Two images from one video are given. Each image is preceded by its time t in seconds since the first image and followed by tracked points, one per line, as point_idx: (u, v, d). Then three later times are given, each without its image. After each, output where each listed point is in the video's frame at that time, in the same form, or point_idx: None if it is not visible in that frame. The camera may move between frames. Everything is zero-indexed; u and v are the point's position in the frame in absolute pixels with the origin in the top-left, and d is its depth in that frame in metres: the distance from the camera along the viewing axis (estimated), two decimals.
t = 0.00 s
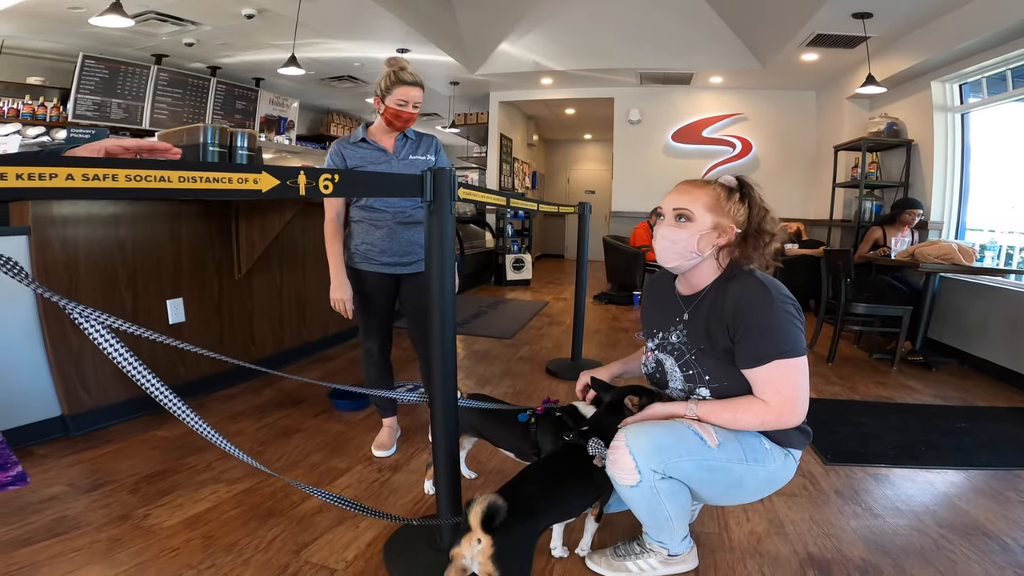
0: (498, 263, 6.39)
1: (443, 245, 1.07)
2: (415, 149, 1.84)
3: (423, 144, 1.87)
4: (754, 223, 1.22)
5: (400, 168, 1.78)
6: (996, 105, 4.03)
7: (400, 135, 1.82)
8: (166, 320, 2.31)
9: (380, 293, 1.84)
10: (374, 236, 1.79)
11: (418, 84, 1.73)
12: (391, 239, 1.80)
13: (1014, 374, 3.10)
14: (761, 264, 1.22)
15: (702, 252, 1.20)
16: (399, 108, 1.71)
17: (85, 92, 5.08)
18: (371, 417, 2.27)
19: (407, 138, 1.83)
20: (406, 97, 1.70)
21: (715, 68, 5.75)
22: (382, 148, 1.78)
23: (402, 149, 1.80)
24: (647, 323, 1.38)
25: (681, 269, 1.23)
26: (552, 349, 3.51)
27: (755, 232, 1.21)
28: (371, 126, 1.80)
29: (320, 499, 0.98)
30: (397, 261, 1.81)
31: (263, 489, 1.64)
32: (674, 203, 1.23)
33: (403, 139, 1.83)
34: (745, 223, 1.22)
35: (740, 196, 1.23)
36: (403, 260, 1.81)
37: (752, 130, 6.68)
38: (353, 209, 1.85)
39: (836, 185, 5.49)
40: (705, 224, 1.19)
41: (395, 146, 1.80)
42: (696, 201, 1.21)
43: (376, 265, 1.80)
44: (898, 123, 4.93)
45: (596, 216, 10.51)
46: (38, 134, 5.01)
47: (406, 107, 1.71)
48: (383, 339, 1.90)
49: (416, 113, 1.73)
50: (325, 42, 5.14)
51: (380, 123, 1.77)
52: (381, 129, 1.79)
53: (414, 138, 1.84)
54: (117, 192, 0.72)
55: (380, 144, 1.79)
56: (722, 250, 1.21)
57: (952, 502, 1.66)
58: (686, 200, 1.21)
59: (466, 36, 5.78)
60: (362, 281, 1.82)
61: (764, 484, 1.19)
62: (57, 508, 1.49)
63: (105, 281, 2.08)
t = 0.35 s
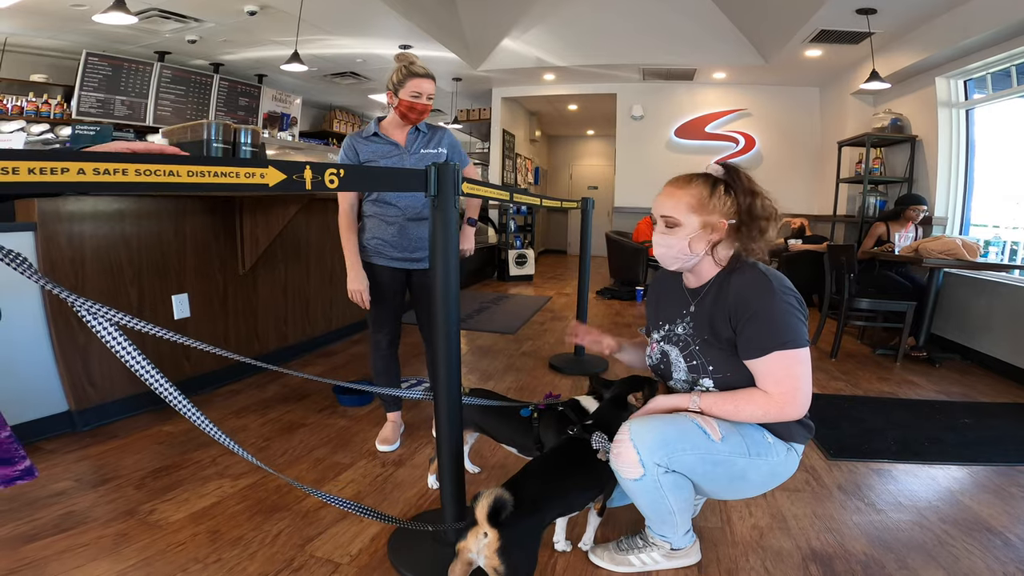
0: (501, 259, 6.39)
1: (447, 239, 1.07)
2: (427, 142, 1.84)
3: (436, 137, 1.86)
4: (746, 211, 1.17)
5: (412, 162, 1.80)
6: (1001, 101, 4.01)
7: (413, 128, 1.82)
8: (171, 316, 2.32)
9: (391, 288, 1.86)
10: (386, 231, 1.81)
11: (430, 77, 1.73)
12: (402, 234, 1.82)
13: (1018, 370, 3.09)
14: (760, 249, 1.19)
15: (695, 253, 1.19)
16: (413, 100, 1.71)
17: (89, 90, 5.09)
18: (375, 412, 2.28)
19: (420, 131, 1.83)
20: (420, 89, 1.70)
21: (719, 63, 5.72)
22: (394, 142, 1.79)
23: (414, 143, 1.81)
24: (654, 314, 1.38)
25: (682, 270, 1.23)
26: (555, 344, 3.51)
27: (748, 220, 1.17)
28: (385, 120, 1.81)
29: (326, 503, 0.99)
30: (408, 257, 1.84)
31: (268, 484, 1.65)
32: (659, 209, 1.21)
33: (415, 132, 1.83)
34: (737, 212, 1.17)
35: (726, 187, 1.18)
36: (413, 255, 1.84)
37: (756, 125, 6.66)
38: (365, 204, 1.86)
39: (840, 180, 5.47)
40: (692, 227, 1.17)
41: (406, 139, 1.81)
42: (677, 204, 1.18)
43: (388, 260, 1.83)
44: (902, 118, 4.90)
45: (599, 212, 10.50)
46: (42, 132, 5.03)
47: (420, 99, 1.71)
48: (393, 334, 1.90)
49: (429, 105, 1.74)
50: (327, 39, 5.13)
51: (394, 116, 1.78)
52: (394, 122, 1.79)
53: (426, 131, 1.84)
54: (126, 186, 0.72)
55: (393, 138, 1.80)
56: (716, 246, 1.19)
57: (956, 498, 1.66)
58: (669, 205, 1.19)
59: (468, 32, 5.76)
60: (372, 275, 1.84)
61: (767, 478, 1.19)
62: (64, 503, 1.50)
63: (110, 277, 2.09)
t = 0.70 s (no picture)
0: (502, 256, 6.40)
1: (448, 235, 1.07)
2: (432, 139, 1.85)
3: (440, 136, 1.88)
4: (724, 202, 1.15)
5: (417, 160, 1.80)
6: (1001, 96, 4.00)
7: (417, 126, 1.82)
8: (173, 316, 2.32)
9: (394, 285, 1.86)
10: (390, 225, 1.82)
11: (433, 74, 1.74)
12: (406, 228, 1.82)
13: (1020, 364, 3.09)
14: (748, 230, 1.19)
15: (695, 257, 1.16)
16: (418, 95, 1.71)
17: (88, 90, 5.09)
18: (378, 409, 2.28)
19: (424, 129, 1.84)
20: (425, 84, 1.71)
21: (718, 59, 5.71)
22: (399, 140, 1.79)
23: (419, 141, 1.82)
24: (657, 308, 1.38)
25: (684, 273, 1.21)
26: (557, 341, 3.51)
27: (729, 210, 1.16)
28: (388, 116, 1.81)
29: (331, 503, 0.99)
30: (412, 252, 1.84)
31: (272, 482, 1.65)
32: (644, 225, 1.17)
33: (420, 130, 1.83)
34: (716, 206, 1.15)
35: (699, 187, 1.14)
36: (417, 251, 1.85)
37: (756, 121, 6.64)
38: (370, 200, 1.88)
39: (841, 175, 5.47)
40: (683, 234, 1.14)
41: (411, 136, 1.81)
42: (661, 216, 1.14)
43: (392, 256, 1.83)
44: (903, 113, 4.88)
45: (599, 208, 10.50)
46: (42, 132, 5.03)
47: (426, 94, 1.72)
48: (397, 332, 1.90)
49: (435, 101, 1.74)
50: (326, 37, 5.12)
51: (398, 114, 1.77)
52: (398, 119, 1.79)
53: (430, 129, 1.85)
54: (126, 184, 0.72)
55: (397, 135, 1.79)
56: (710, 243, 1.16)
57: (960, 492, 1.66)
58: (653, 220, 1.15)
59: (467, 30, 5.75)
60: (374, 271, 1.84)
61: (771, 473, 1.19)
62: (70, 502, 1.50)
63: (112, 277, 2.09)
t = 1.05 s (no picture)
0: (505, 257, 6.40)
1: (453, 239, 1.07)
2: (445, 146, 1.87)
3: (454, 142, 1.91)
4: (719, 210, 1.13)
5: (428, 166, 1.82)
6: (1005, 96, 3.99)
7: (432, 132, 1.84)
8: (178, 318, 2.33)
9: (397, 286, 1.86)
10: (393, 225, 1.82)
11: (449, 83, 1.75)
12: (413, 229, 1.83)
13: None
14: (747, 231, 1.17)
15: (696, 268, 1.16)
16: (429, 103, 1.71)
17: (92, 92, 5.11)
18: (382, 412, 2.28)
19: (439, 135, 1.86)
20: (439, 92, 1.71)
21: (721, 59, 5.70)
22: (412, 145, 1.80)
23: (432, 147, 1.84)
24: (661, 315, 1.38)
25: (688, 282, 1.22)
26: (561, 342, 3.51)
27: (725, 216, 1.13)
28: (404, 120, 1.81)
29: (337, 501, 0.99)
30: (416, 254, 1.84)
31: (278, 485, 1.66)
32: (642, 244, 1.16)
33: (434, 136, 1.85)
34: (711, 216, 1.13)
35: (690, 200, 1.12)
36: (422, 254, 1.84)
37: (759, 121, 6.63)
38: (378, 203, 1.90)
39: (845, 175, 5.45)
40: (682, 249, 1.13)
41: (425, 143, 1.83)
42: (658, 234, 1.12)
43: (395, 258, 1.82)
44: (907, 114, 4.88)
45: (602, 209, 10.49)
46: (46, 134, 5.05)
47: (438, 102, 1.72)
48: (399, 333, 1.90)
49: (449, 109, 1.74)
50: (329, 38, 5.13)
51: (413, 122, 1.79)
52: (414, 126, 1.80)
53: (445, 135, 1.87)
54: (133, 191, 0.72)
55: (411, 140, 1.81)
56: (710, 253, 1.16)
57: (967, 494, 1.65)
58: (651, 239, 1.13)
59: (470, 31, 5.76)
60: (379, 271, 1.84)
61: (778, 475, 1.19)
62: (77, 505, 1.51)
63: (117, 280, 2.10)
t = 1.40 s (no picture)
0: (505, 255, 6.41)
1: (452, 236, 1.07)
2: (452, 141, 1.88)
3: (464, 137, 1.90)
4: (712, 215, 1.11)
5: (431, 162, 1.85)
6: (1004, 93, 3.99)
7: (440, 126, 1.85)
8: (177, 318, 2.33)
9: (405, 280, 1.86)
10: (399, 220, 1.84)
11: (440, 80, 1.72)
12: (418, 224, 1.83)
13: None
14: (742, 231, 1.16)
15: (694, 272, 1.16)
16: (412, 102, 1.74)
17: (90, 92, 5.10)
18: (382, 410, 2.28)
19: (447, 129, 1.87)
20: (421, 93, 1.71)
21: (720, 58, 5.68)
22: (417, 141, 1.85)
23: (438, 144, 1.86)
24: (660, 315, 1.38)
25: (688, 284, 1.22)
26: (561, 341, 3.51)
27: (718, 220, 1.12)
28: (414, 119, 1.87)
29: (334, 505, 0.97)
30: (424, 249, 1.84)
31: (278, 484, 1.66)
32: (639, 252, 1.16)
33: (443, 131, 1.87)
34: (705, 220, 1.11)
35: (681, 207, 1.11)
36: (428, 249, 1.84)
37: (758, 119, 6.63)
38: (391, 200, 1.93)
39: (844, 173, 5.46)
40: (678, 256, 1.13)
41: (430, 139, 1.85)
42: (653, 243, 1.12)
43: (403, 251, 1.84)
44: (906, 111, 4.84)
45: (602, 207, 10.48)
46: (44, 134, 5.04)
47: (420, 102, 1.73)
48: (407, 327, 1.89)
49: (434, 109, 1.74)
50: (328, 37, 5.12)
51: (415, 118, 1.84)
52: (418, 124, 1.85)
53: (453, 130, 1.87)
54: (130, 189, 0.72)
55: (419, 137, 1.86)
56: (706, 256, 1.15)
57: (967, 492, 1.65)
58: (647, 248, 1.13)
59: (468, 30, 5.75)
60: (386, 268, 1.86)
61: (778, 473, 1.19)
62: (77, 505, 1.51)
63: (116, 280, 2.10)
